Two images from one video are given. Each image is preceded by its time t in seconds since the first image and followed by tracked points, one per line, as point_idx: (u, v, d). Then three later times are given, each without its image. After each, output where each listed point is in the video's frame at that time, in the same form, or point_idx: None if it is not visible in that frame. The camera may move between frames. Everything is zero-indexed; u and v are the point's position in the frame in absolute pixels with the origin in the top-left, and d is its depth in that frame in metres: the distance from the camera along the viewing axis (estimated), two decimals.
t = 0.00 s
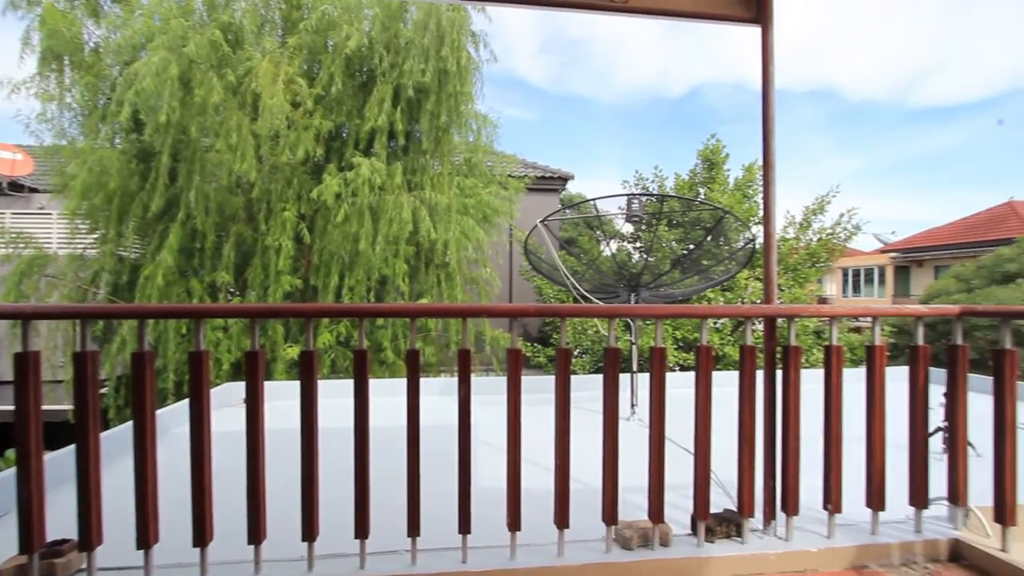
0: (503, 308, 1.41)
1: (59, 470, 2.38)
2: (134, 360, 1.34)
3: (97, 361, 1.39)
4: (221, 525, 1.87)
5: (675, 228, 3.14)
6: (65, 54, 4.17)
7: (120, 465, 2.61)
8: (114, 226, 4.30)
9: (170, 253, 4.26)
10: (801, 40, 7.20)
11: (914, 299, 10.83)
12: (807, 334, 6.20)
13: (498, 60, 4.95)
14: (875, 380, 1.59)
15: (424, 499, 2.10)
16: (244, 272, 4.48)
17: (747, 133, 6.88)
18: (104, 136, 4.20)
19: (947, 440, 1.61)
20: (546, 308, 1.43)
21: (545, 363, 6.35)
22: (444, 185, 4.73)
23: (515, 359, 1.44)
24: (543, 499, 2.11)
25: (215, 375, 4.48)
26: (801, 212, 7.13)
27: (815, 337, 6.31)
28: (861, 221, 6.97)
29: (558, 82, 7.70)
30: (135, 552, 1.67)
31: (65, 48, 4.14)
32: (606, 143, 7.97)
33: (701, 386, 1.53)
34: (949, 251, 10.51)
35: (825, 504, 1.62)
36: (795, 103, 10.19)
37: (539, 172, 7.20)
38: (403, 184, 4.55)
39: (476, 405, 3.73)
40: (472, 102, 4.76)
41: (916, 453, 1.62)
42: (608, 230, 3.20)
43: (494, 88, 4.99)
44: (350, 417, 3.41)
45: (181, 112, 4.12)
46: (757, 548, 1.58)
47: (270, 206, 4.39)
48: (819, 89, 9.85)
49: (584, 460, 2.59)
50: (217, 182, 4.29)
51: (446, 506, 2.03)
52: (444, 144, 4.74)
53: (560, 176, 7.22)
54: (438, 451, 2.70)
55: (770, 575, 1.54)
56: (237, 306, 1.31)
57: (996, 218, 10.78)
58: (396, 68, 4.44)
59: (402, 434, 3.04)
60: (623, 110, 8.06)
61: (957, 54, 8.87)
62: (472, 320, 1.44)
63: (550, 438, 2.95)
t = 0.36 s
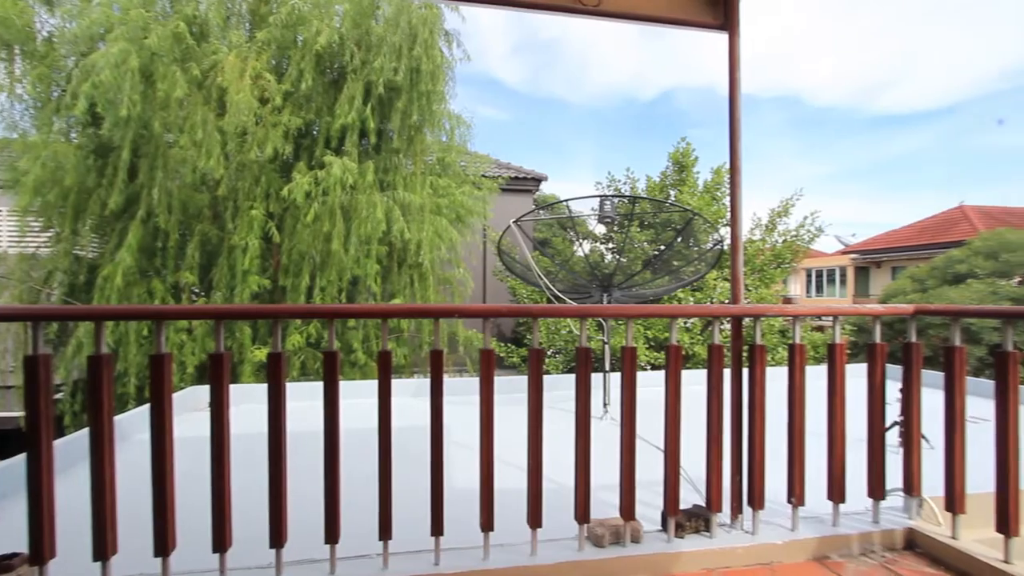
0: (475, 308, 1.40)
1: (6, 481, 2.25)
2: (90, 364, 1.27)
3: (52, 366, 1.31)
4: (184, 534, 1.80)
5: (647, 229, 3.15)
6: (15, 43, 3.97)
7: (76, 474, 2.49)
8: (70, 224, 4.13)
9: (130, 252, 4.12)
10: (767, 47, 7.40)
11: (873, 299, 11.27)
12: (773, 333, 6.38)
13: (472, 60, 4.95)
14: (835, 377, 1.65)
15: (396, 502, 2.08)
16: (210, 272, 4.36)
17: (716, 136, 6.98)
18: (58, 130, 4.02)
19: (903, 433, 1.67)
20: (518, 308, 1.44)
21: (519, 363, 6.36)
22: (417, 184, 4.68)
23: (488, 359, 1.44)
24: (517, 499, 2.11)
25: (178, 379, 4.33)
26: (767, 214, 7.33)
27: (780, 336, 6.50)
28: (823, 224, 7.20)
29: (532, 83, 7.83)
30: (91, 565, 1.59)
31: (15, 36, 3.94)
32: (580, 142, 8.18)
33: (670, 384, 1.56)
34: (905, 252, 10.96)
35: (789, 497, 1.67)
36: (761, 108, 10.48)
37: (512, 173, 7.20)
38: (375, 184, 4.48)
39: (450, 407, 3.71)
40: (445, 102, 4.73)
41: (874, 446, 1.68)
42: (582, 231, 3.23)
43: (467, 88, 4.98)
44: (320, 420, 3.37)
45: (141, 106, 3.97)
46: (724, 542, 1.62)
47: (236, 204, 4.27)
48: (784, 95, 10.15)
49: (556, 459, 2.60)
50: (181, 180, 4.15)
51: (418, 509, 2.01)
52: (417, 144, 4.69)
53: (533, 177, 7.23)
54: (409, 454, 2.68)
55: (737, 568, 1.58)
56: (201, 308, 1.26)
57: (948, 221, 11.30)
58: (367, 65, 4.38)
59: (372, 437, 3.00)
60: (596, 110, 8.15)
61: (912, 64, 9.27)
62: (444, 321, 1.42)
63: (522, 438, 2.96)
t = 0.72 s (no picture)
0: (448, 308, 1.39)
1: None
2: (42, 367, 1.21)
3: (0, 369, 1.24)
4: (145, 544, 1.73)
5: (620, 230, 3.22)
6: None
7: (27, 484, 2.37)
8: (22, 220, 3.93)
9: (88, 250, 3.95)
10: (735, 53, 7.58)
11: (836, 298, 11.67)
12: (741, 332, 6.54)
13: (445, 59, 4.94)
14: (799, 374, 1.70)
15: (368, 505, 2.05)
16: (173, 271, 4.22)
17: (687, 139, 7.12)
18: (9, 121, 3.83)
19: (862, 428, 1.74)
20: (491, 308, 1.43)
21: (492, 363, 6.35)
22: (390, 183, 4.63)
23: (460, 359, 1.43)
24: (490, 500, 2.11)
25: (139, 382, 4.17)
26: (735, 216, 7.51)
27: (748, 335, 6.66)
28: (787, 226, 7.44)
29: (506, 83, 7.90)
30: None
31: None
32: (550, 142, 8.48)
33: (641, 383, 1.58)
34: (865, 254, 11.39)
35: (755, 492, 1.71)
36: (730, 112, 10.73)
37: (486, 172, 7.19)
38: (347, 182, 4.41)
39: (422, 407, 3.68)
40: (418, 100, 4.69)
41: (835, 441, 1.74)
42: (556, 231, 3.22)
43: (440, 87, 4.96)
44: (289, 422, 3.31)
45: (100, 97, 3.82)
46: (694, 537, 1.65)
47: (201, 201, 4.15)
48: (752, 100, 10.42)
49: (529, 459, 2.61)
50: (142, 175, 4.00)
51: (390, 512, 1.98)
52: (390, 142, 4.63)
53: (507, 177, 7.23)
54: (381, 456, 2.64)
55: (706, 562, 1.62)
56: (166, 308, 1.21)
57: (905, 224, 11.79)
58: (338, 61, 4.30)
59: (343, 439, 2.95)
60: (569, 112, 8.44)
61: (872, 72, 9.63)
62: (416, 321, 1.41)
63: (495, 438, 2.95)
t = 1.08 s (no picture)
0: (422, 308, 1.38)
1: None
2: None
3: None
4: (103, 554, 1.66)
5: (593, 230, 3.26)
6: None
7: None
8: None
9: (44, 247, 3.78)
10: (706, 57, 7.73)
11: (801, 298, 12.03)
12: (711, 331, 6.68)
13: (420, 56, 4.89)
14: (765, 371, 1.74)
15: (339, 508, 2.01)
16: (136, 270, 4.08)
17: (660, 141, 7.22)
18: None
19: (825, 423, 1.79)
20: (464, 307, 1.43)
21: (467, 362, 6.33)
22: (363, 181, 4.56)
23: (433, 359, 1.42)
24: (463, 501, 2.10)
25: (98, 384, 4.01)
26: (706, 217, 7.66)
27: (718, 334, 6.81)
28: (755, 227, 7.63)
29: (483, 83, 7.90)
30: None
31: None
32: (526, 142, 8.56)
33: (614, 381, 1.60)
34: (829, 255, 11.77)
35: (724, 487, 1.75)
36: (700, 116, 10.95)
37: (461, 171, 7.16)
38: (319, 179, 4.33)
39: (395, 408, 3.64)
40: (392, 97, 4.64)
41: (800, 436, 1.79)
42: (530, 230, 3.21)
43: (414, 84, 4.91)
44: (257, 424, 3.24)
45: (55, 87, 3.66)
46: (665, 532, 1.68)
47: (165, 197, 4.02)
48: (722, 104, 10.65)
49: (503, 459, 2.61)
50: (102, 169, 3.85)
51: (363, 515, 1.95)
52: (363, 139, 4.57)
53: (482, 176, 7.22)
54: (353, 458, 2.60)
55: (676, 557, 1.65)
56: (128, 308, 1.16)
57: (867, 227, 12.23)
58: (310, 56, 4.22)
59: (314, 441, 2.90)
60: (544, 112, 8.57)
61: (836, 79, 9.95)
62: (389, 321, 1.40)
63: (468, 438, 2.94)
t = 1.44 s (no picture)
0: (394, 308, 1.37)
1: None
2: None
3: None
4: (58, 565, 1.59)
5: (567, 230, 3.19)
6: None
7: None
8: None
9: None
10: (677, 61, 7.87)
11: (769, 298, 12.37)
12: (682, 330, 6.81)
13: (392, 53, 4.82)
14: (733, 369, 1.79)
15: (309, 513, 1.97)
16: (95, 268, 3.93)
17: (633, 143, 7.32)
18: None
19: (790, 419, 1.84)
20: (438, 307, 1.42)
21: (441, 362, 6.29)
22: (335, 178, 4.49)
23: (406, 359, 1.41)
24: (436, 502, 2.08)
25: (54, 388, 3.85)
26: (677, 218, 7.79)
27: (688, 333, 6.95)
28: (724, 228, 7.80)
29: (459, 81, 7.85)
30: None
31: None
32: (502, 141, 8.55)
33: (587, 381, 1.62)
34: (795, 256, 12.14)
35: (693, 483, 1.79)
36: (672, 119, 11.15)
37: (436, 170, 7.12)
38: (288, 176, 4.24)
39: (367, 409, 3.59)
40: (365, 94, 4.58)
41: (766, 432, 1.84)
42: (505, 231, 3.17)
43: (387, 82, 4.85)
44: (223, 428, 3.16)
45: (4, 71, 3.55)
46: (636, 528, 1.70)
47: (125, 192, 3.88)
48: (693, 107, 10.87)
49: (477, 459, 2.61)
50: (57, 164, 3.71)
51: (334, 519, 1.92)
52: (335, 136, 4.50)
53: (457, 175, 7.19)
54: (323, 461, 2.55)
55: (648, 552, 1.67)
56: (85, 308, 1.12)
57: (830, 229, 12.64)
58: (279, 50, 4.13)
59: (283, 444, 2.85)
60: (520, 113, 8.57)
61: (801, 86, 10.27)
62: (361, 321, 1.38)
63: (441, 439, 2.93)
